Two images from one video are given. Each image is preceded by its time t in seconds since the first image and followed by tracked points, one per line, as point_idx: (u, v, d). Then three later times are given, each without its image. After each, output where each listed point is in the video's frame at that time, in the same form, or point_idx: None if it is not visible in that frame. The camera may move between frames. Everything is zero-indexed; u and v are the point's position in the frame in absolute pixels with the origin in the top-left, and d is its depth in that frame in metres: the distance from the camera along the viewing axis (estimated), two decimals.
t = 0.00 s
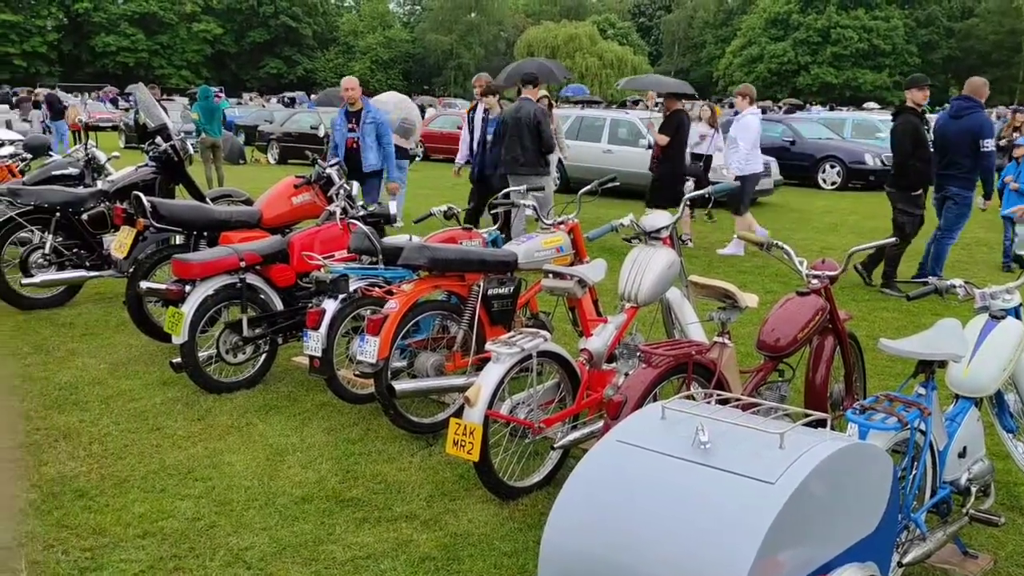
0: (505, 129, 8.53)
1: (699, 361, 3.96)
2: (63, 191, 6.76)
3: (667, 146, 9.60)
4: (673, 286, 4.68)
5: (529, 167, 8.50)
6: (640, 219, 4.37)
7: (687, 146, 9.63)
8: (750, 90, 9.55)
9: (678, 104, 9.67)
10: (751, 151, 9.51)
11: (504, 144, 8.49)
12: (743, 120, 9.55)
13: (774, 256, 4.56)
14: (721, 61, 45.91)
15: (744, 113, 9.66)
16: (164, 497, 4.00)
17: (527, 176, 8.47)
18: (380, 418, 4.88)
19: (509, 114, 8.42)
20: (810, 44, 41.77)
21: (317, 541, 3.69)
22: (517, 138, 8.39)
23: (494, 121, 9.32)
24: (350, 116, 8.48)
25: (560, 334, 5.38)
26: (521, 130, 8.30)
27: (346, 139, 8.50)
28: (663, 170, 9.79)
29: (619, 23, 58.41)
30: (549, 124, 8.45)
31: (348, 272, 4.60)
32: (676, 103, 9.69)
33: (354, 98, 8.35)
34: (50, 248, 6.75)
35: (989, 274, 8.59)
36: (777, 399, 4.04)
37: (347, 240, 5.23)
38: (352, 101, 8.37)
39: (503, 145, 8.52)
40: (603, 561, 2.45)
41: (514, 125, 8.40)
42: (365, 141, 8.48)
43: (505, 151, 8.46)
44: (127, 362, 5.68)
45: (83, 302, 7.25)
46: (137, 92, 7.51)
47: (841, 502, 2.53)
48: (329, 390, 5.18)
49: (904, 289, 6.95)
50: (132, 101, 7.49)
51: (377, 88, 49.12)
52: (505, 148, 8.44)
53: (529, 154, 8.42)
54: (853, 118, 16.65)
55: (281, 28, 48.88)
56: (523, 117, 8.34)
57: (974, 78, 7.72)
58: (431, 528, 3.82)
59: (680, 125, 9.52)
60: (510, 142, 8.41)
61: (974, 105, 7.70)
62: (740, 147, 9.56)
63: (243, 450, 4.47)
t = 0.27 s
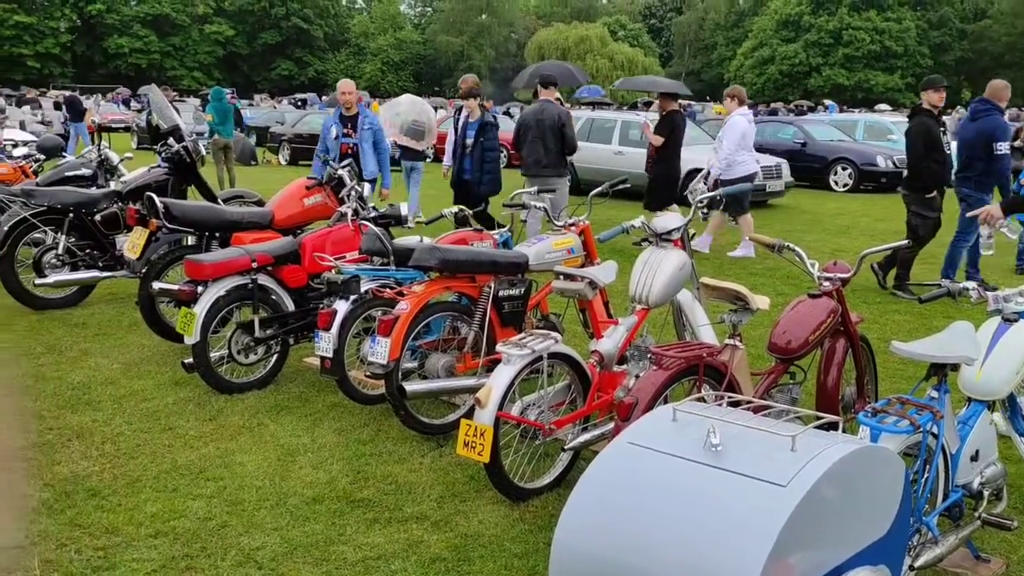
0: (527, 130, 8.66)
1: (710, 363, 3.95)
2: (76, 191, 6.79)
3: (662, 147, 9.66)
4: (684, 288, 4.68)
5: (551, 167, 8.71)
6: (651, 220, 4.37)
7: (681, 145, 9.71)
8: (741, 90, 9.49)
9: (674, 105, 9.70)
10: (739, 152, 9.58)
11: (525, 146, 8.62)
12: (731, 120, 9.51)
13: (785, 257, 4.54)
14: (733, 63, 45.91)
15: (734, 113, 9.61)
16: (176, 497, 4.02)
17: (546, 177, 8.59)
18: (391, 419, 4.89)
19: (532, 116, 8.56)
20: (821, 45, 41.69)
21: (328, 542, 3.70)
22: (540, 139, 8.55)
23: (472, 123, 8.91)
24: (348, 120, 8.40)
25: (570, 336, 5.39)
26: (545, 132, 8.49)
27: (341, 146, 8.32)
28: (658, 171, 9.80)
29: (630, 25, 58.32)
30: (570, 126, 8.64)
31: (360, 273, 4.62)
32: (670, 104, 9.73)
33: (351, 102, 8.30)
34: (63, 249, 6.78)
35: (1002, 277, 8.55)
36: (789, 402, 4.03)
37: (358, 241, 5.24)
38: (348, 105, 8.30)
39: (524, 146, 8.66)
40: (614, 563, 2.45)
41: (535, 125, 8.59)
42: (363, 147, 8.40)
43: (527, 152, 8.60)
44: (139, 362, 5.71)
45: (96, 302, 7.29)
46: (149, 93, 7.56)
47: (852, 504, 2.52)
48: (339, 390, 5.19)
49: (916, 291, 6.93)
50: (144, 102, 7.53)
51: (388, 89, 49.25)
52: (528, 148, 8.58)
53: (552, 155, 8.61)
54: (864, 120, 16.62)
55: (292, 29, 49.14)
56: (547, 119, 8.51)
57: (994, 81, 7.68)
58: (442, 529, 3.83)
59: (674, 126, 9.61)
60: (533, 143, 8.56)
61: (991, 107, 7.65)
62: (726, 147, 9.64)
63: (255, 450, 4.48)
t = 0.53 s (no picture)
0: (551, 134, 8.65)
1: (721, 366, 3.94)
2: (89, 192, 6.83)
3: (664, 148, 9.68)
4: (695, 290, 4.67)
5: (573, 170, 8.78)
6: (663, 222, 4.37)
7: (683, 147, 9.70)
8: (731, 92, 9.57)
9: (678, 108, 9.72)
10: (728, 153, 9.51)
11: (547, 147, 8.66)
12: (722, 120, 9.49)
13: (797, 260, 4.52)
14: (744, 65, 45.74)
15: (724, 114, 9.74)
16: (187, 497, 4.03)
17: (559, 180, 8.66)
18: (401, 420, 4.90)
19: (558, 119, 8.64)
20: (834, 47, 41.50)
21: (338, 542, 3.71)
22: (565, 142, 8.61)
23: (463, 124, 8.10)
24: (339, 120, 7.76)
25: (581, 338, 5.39)
26: (572, 135, 8.58)
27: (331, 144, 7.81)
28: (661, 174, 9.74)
29: (641, 26, 58.28)
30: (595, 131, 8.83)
31: (371, 275, 4.63)
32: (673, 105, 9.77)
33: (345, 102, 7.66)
34: (76, 249, 6.82)
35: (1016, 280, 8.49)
36: (800, 404, 4.02)
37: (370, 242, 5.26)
38: (342, 105, 7.68)
39: (546, 149, 8.68)
40: (624, 565, 2.44)
41: (561, 129, 8.64)
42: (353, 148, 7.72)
43: (550, 154, 8.62)
44: (152, 362, 5.74)
45: (108, 302, 7.34)
46: (162, 95, 7.61)
47: (863, 508, 2.50)
48: (350, 391, 5.20)
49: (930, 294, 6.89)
50: (158, 103, 7.58)
51: (399, 91, 49.32)
52: (552, 151, 8.60)
53: (575, 158, 8.69)
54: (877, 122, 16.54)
55: (304, 31, 49.33)
56: (572, 122, 8.68)
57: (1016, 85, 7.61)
58: (452, 530, 3.83)
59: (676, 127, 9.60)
60: (559, 145, 8.57)
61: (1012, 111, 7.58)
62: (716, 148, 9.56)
63: (266, 451, 4.50)
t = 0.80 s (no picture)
0: (571, 133, 8.66)
1: (733, 367, 3.94)
2: (103, 193, 6.88)
3: (672, 151, 9.65)
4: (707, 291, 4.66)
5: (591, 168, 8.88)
6: (674, 224, 4.36)
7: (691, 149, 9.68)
8: (729, 91, 9.51)
9: (685, 109, 9.71)
10: (726, 152, 9.47)
11: (567, 146, 8.70)
12: (719, 119, 9.52)
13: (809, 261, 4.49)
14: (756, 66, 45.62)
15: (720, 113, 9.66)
16: (199, 497, 4.05)
17: (573, 180, 8.70)
18: (412, 421, 4.91)
19: (578, 119, 8.66)
20: (846, 48, 41.35)
21: (350, 543, 3.72)
22: (586, 142, 8.68)
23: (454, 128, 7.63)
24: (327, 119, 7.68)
25: (592, 339, 5.38)
26: (593, 134, 8.66)
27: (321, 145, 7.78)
28: (670, 174, 9.77)
29: (653, 27, 58.18)
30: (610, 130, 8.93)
31: (382, 276, 4.63)
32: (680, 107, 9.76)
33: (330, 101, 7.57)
34: (90, 250, 6.86)
35: None
36: (812, 407, 4.01)
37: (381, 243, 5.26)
38: (329, 104, 7.58)
39: (566, 149, 8.70)
40: (635, 566, 2.44)
41: (583, 129, 8.66)
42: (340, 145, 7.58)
43: (571, 154, 8.65)
44: (164, 362, 5.77)
45: (121, 303, 7.37)
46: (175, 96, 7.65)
47: (876, 510, 2.49)
48: (361, 391, 5.22)
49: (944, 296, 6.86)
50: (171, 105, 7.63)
51: (410, 92, 49.40)
52: (574, 149, 8.65)
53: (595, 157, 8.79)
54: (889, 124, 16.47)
55: (316, 33, 49.52)
56: (592, 122, 8.72)
57: None
58: (463, 531, 3.83)
59: (683, 128, 9.56)
60: (581, 145, 8.64)
61: None
62: (714, 147, 9.51)
63: (278, 451, 4.51)
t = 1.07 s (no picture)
0: (581, 134, 8.64)
1: (746, 370, 3.92)
2: (116, 193, 6.90)
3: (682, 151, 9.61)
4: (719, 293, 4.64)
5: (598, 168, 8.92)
6: (687, 225, 4.34)
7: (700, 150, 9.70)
8: (729, 94, 9.49)
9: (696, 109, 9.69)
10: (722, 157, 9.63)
11: (576, 147, 8.69)
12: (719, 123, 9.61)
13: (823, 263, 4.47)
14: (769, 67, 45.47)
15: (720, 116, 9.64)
16: (211, 496, 4.06)
17: (584, 179, 8.72)
18: (424, 422, 4.91)
19: (587, 119, 8.67)
20: (859, 49, 41.16)
21: (362, 543, 3.72)
22: (595, 142, 8.71)
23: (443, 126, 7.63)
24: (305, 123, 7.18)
25: (605, 341, 5.38)
26: (602, 134, 8.71)
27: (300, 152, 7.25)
28: (681, 175, 9.71)
29: (665, 28, 58.07)
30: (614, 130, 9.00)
31: (394, 276, 4.64)
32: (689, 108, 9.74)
33: (307, 105, 7.12)
34: (104, 250, 6.89)
35: None
36: (826, 409, 3.99)
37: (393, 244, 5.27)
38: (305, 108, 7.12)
39: (576, 150, 8.66)
40: (648, 569, 2.44)
41: (591, 129, 8.67)
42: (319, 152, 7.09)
43: (582, 155, 8.63)
44: (177, 361, 5.79)
45: (135, 302, 7.41)
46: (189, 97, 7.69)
47: (891, 513, 2.48)
48: (373, 392, 5.23)
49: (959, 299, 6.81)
50: (184, 106, 7.66)
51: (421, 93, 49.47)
52: (585, 150, 8.64)
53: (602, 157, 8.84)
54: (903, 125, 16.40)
55: (329, 34, 49.73)
56: (600, 123, 8.77)
57: None
58: (474, 532, 3.83)
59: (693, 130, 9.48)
60: (592, 145, 8.65)
61: None
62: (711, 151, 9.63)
63: (290, 451, 4.52)
